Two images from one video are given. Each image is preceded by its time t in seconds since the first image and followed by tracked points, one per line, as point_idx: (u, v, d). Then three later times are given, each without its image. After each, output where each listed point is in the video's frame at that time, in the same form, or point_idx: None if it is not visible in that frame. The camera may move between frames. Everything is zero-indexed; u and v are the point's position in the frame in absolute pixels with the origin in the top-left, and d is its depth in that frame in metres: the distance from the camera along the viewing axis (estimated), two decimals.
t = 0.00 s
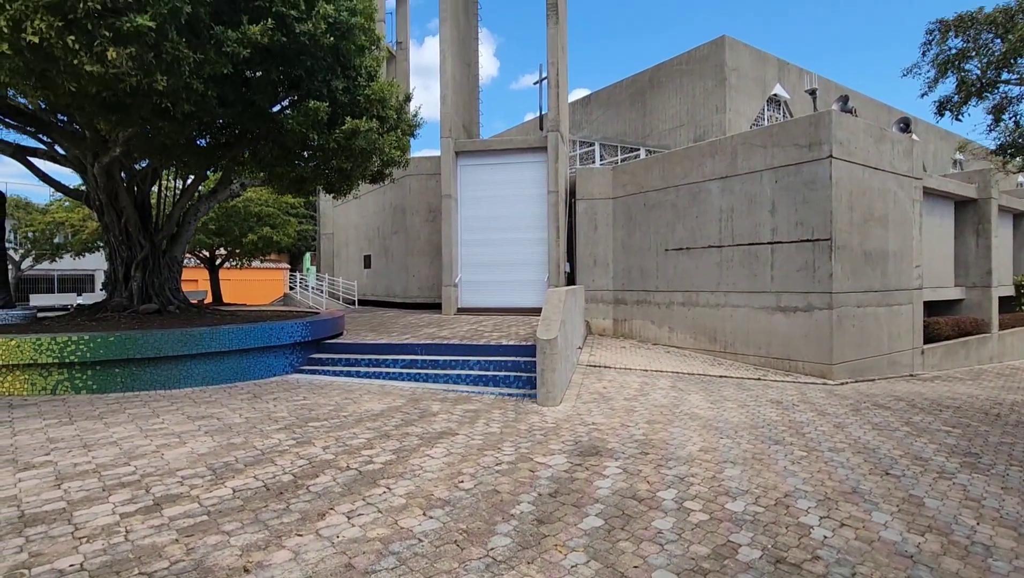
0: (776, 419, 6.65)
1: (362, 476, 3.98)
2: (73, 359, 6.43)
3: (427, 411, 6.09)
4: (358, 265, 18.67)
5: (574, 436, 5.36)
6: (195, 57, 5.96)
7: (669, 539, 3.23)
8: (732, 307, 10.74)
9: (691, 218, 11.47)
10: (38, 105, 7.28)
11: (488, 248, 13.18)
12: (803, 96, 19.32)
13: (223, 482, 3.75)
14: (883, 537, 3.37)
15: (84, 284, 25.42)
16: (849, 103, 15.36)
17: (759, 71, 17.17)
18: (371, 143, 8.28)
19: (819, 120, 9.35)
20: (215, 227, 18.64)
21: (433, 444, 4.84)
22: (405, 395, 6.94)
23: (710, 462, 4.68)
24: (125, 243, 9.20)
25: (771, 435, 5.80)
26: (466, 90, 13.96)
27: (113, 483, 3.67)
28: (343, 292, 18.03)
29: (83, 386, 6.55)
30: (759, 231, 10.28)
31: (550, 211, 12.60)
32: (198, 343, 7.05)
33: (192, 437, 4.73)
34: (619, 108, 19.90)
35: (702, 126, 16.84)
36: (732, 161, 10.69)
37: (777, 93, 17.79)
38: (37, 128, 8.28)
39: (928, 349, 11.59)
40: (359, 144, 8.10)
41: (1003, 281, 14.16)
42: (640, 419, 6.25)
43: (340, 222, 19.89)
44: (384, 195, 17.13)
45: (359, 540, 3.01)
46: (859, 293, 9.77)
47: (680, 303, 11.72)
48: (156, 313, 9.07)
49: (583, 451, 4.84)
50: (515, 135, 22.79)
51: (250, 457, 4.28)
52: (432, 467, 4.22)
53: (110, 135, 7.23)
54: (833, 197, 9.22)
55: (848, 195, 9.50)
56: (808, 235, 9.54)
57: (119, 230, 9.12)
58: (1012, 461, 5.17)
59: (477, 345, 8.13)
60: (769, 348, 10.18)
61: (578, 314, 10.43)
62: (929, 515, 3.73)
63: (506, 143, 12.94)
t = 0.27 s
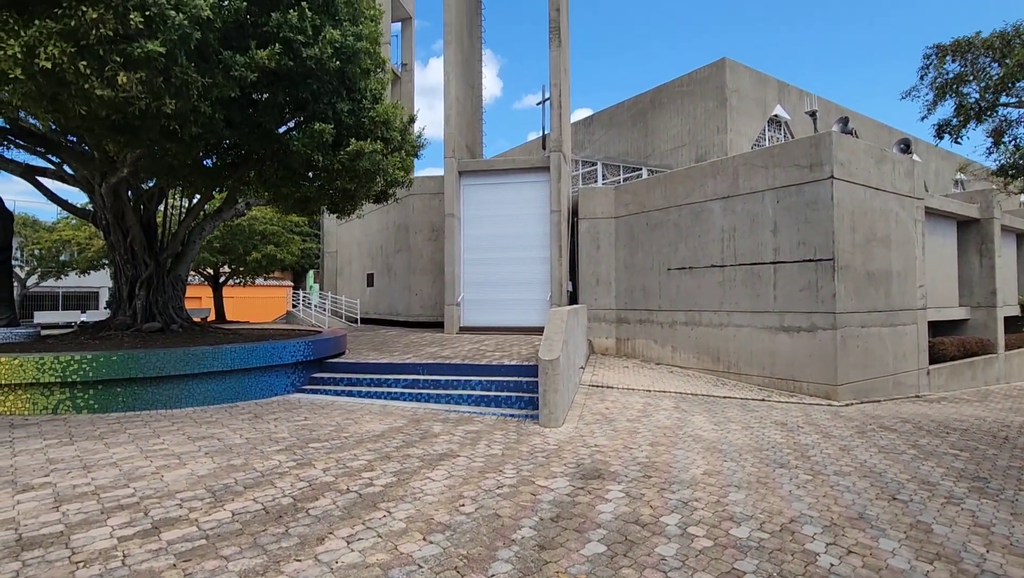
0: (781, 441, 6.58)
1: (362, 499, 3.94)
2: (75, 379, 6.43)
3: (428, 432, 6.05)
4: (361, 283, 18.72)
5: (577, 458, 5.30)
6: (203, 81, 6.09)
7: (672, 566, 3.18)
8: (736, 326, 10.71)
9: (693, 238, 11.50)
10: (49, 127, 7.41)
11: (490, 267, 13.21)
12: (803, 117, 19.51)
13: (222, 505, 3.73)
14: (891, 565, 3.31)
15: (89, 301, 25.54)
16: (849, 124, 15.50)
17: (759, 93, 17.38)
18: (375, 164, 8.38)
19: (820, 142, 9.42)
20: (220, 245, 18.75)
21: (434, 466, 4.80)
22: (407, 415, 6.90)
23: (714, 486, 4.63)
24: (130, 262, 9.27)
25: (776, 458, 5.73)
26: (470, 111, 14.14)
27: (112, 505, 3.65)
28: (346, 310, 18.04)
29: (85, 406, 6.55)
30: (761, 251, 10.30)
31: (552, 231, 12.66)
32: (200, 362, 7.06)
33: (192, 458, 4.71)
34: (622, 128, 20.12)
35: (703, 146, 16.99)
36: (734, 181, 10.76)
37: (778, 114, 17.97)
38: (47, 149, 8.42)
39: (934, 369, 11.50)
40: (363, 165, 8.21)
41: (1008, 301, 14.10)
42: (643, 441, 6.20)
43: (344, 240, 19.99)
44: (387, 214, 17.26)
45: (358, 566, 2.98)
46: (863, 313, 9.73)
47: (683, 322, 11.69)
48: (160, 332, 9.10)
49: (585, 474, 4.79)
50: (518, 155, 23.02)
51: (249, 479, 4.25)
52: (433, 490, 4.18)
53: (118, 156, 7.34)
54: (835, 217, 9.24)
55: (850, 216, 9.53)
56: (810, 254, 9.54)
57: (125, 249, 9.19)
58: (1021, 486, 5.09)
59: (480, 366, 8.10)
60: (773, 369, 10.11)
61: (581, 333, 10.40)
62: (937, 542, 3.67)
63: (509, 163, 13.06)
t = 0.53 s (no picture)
0: (785, 464, 6.51)
1: (362, 524, 3.90)
2: (75, 399, 6.42)
3: (428, 454, 6.00)
4: (362, 302, 18.73)
5: (578, 482, 5.24)
6: (209, 105, 6.20)
7: None
8: (738, 346, 10.67)
9: (695, 258, 11.53)
10: (57, 149, 7.52)
11: (492, 286, 13.23)
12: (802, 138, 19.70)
13: (220, 529, 3.69)
14: None
15: (91, 320, 25.60)
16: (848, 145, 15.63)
17: (758, 114, 17.58)
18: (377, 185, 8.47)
19: (819, 163, 9.50)
20: (222, 264, 18.82)
21: (434, 489, 4.75)
22: (407, 437, 6.85)
23: (717, 510, 4.57)
24: (133, 282, 9.31)
25: (780, 481, 5.67)
26: (472, 132, 14.29)
27: (109, 529, 3.61)
28: (347, 329, 18.03)
29: (84, 427, 6.52)
30: (763, 271, 10.31)
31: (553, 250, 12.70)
32: (201, 382, 7.04)
33: (191, 481, 4.67)
34: (622, 149, 20.32)
35: (703, 166, 17.12)
36: (734, 202, 10.83)
37: (777, 135, 18.14)
38: (54, 170, 8.53)
39: (939, 390, 11.40)
40: (365, 186, 8.30)
41: (1012, 321, 14.04)
42: (645, 464, 6.13)
43: (346, 259, 20.06)
44: (389, 234, 17.34)
45: None
46: (866, 333, 9.69)
47: (685, 342, 11.66)
48: (161, 352, 9.10)
49: (587, 498, 4.73)
50: (520, 175, 23.22)
51: (248, 502, 4.22)
52: (433, 515, 4.14)
53: (124, 177, 7.43)
54: (835, 238, 9.27)
55: (851, 236, 9.55)
56: (811, 274, 9.55)
57: (129, 269, 9.24)
58: None
59: (481, 386, 8.06)
60: (776, 389, 10.03)
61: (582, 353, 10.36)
62: (946, 570, 3.60)
63: (510, 183, 13.17)
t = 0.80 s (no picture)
0: (791, 486, 6.42)
1: (361, 546, 3.85)
2: (75, 419, 6.40)
3: (429, 474, 5.95)
4: (364, 321, 18.72)
5: (581, 504, 5.18)
6: (216, 127, 6.30)
7: None
8: (741, 365, 10.60)
9: (697, 276, 11.54)
10: (65, 169, 7.62)
11: (494, 305, 13.24)
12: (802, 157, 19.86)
13: (218, 552, 3.65)
14: None
15: (93, 338, 25.62)
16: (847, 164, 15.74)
17: (758, 134, 17.74)
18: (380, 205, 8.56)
19: (819, 183, 9.55)
20: (225, 282, 18.88)
21: (435, 511, 4.70)
22: (408, 457, 6.79)
23: (722, 534, 4.50)
24: (137, 300, 9.34)
25: (786, 504, 5.59)
26: (474, 152, 14.44)
27: (106, 552, 3.57)
28: (349, 347, 17.99)
29: (84, 447, 6.49)
30: (765, 290, 10.30)
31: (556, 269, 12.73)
32: (202, 401, 7.02)
33: (189, 502, 4.62)
34: (624, 168, 20.48)
35: (704, 185, 17.24)
36: (735, 221, 10.87)
37: (777, 155, 18.29)
38: (61, 190, 8.63)
39: (945, 410, 11.29)
40: (368, 206, 8.38)
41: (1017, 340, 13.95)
42: (649, 486, 6.06)
43: (348, 277, 20.11)
44: (392, 252, 17.42)
45: None
46: (870, 352, 9.64)
47: (688, 361, 11.60)
48: (162, 371, 9.08)
49: (590, 521, 4.68)
50: (522, 194, 23.39)
51: (247, 524, 4.17)
52: (434, 537, 4.09)
53: (131, 197, 7.51)
54: (837, 257, 9.27)
55: (853, 255, 9.56)
56: (814, 293, 9.54)
57: (132, 287, 9.28)
58: None
59: (482, 406, 8.02)
60: (781, 409, 9.94)
61: (585, 372, 10.32)
62: None
63: (512, 202, 13.25)
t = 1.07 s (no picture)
0: (798, 507, 6.33)
1: (362, 570, 3.80)
2: (76, 439, 6.37)
3: (431, 495, 5.89)
4: (366, 339, 18.70)
5: (584, 526, 5.11)
6: (222, 149, 6.38)
7: None
8: (745, 385, 10.53)
9: (699, 295, 11.53)
10: (72, 190, 7.71)
11: (496, 323, 13.23)
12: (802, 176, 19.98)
13: (218, 575, 3.60)
14: None
15: (95, 356, 25.63)
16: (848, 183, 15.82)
17: (758, 153, 17.89)
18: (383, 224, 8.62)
19: (820, 201, 9.59)
20: (228, 300, 18.93)
21: (437, 533, 4.64)
22: (409, 478, 6.73)
23: (728, 557, 4.43)
24: (140, 319, 9.36)
25: (792, 526, 5.50)
26: (477, 171, 14.57)
27: (104, 575, 3.53)
28: (351, 366, 17.93)
29: (84, 467, 6.45)
30: (768, 308, 10.28)
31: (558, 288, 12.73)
32: (203, 421, 6.99)
33: (189, 524, 4.58)
34: (625, 187, 20.61)
35: (705, 204, 17.32)
36: (737, 239, 10.90)
37: (778, 174, 18.41)
38: (68, 209, 8.72)
39: (953, 429, 11.15)
40: (372, 226, 8.44)
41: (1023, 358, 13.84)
42: (653, 507, 5.98)
43: (351, 295, 20.15)
44: (394, 270, 17.47)
45: None
46: (875, 371, 9.57)
47: (691, 380, 11.54)
48: (164, 390, 9.06)
49: (594, 543, 4.61)
50: (524, 212, 23.52)
51: (246, 547, 4.12)
52: (435, 560, 4.03)
53: (136, 217, 7.59)
54: (840, 275, 9.27)
55: (855, 273, 9.56)
56: (817, 311, 9.51)
57: (136, 306, 9.31)
58: None
59: (484, 425, 7.96)
60: (786, 429, 9.84)
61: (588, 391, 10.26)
62: None
63: (515, 221, 13.31)
